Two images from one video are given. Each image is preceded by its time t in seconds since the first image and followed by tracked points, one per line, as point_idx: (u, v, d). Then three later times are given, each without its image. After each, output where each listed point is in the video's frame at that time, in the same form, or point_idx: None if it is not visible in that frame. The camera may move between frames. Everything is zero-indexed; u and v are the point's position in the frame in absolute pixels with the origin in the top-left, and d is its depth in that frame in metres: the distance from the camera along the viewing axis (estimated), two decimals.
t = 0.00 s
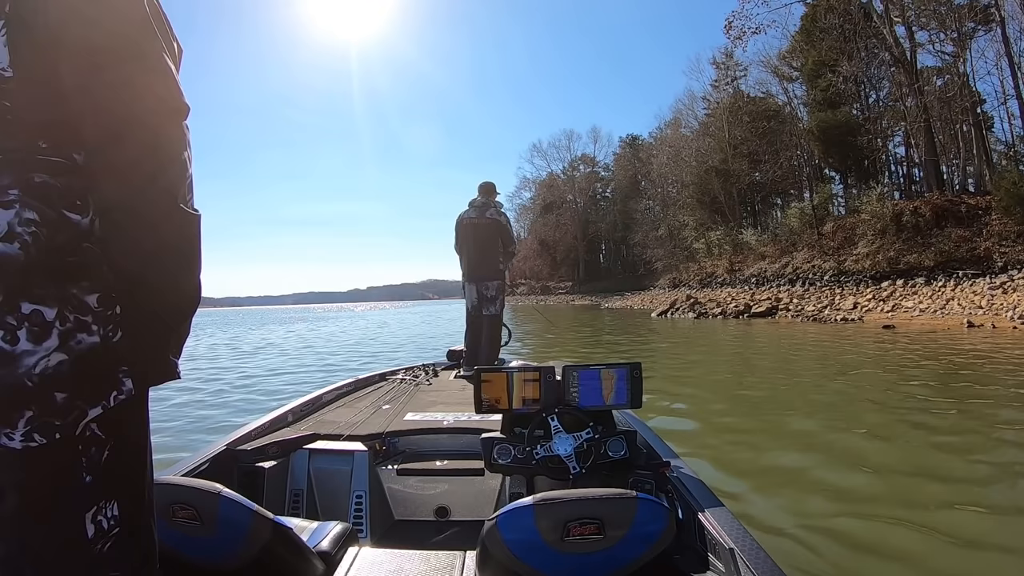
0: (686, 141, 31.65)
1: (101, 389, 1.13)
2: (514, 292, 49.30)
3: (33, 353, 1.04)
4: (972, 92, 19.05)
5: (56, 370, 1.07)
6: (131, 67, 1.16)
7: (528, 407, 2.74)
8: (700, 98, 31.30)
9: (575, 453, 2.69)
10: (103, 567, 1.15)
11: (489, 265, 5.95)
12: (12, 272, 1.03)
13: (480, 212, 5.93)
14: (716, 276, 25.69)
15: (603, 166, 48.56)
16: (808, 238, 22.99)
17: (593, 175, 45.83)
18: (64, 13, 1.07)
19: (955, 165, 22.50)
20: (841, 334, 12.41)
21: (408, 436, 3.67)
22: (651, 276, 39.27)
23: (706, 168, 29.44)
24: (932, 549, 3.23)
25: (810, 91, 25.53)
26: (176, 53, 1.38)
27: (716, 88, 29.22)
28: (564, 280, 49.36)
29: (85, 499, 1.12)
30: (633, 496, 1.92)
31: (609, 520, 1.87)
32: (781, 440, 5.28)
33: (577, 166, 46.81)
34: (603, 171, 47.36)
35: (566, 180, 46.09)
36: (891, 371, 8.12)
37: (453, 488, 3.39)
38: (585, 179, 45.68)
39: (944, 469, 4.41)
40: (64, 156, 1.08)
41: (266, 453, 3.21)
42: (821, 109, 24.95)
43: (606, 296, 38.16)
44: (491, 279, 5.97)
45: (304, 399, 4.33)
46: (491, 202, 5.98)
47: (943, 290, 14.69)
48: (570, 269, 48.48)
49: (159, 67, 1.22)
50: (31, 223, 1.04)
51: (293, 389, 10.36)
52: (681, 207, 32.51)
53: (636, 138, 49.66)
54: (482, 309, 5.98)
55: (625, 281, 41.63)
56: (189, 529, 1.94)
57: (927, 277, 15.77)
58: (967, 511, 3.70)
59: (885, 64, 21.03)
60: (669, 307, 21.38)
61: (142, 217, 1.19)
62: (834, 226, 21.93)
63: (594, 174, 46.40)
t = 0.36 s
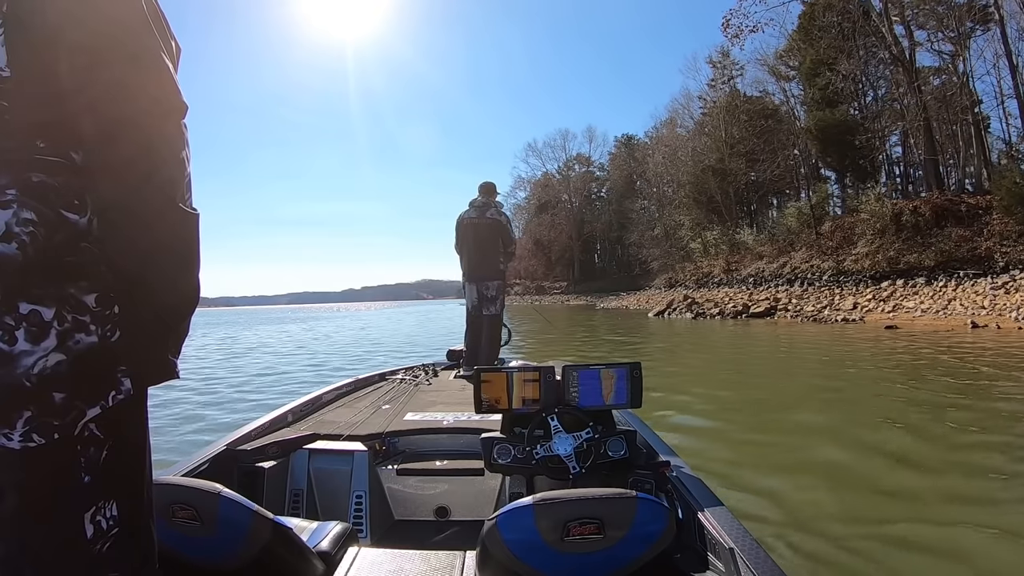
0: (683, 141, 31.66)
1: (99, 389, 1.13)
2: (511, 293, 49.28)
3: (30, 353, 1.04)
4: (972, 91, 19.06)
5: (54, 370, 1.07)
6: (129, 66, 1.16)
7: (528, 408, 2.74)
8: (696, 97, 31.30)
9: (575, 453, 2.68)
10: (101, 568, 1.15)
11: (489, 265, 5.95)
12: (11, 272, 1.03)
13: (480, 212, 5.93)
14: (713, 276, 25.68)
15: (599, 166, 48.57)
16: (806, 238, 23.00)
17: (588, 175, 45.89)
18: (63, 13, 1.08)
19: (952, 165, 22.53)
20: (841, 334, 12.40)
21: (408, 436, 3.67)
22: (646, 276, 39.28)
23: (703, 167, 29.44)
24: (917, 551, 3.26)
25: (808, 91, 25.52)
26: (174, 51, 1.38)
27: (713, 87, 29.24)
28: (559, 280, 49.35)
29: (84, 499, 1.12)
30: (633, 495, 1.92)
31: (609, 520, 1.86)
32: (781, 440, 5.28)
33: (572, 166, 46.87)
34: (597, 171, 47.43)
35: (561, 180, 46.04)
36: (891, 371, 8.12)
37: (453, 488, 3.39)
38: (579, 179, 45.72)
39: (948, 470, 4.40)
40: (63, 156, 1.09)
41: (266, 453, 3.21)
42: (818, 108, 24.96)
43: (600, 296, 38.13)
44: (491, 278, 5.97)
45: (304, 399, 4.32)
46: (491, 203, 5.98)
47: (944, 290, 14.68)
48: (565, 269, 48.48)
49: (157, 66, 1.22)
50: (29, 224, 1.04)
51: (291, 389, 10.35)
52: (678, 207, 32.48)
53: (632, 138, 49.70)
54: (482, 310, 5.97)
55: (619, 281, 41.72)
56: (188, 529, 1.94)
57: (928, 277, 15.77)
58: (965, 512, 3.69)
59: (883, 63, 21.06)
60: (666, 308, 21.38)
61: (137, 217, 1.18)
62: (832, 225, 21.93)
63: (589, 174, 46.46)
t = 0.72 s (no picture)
0: (681, 140, 31.64)
1: (96, 389, 1.13)
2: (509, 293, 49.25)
3: (27, 353, 1.04)
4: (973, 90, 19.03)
5: (51, 369, 1.07)
6: (124, 65, 1.16)
7: (528, 407, 2.74)
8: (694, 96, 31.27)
9: (575, 453, 2.68)
10: (99, 568, 1.15)
11: (489, 265, 5.94)
12: (8, 271, 1.03)
13: (481, 212, 5.92)
14: (710, 276, 25.65)
15: (595, 166, 48.56)
16: (804, 238, 22.99)
17: (584, 175, 45.89)
18: (59, 13, 1.08)
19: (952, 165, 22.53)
20: (842, 335, 12.38)
21: (408, 436, 3.66)
22: (643, 276, 39.27)
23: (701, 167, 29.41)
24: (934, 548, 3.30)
25: (806, 90, 25.46)
26: (170, 51, 1.38)
27: (710, 85, 29.28)
28: (555, 280, 49.33)
29: (83, 497, 1.12)
30: (633, 495, 1.91)
31: (610, 520, 1.86)
32: (782, 442, 5.27)
33: (568, 166, 46.80)
34: (593, 170, 47.44)
35: (557, 180, 46.00)
36: (892, 372, 8.11)
37: (453, 488, 3.39)
38: (576, 179, 45.72)
39: (950, 471, 4.40)
40: (59, 156, 1.09)
41: (266, 453, 3.21)
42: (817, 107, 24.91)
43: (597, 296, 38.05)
44: (491, 278, 5.96)
45: (304, 399, 4.32)
46: (491, 202, 5.97)
47: (947, 290, 14.66)
48: (561, 269, 48.46)
49: (153, 65, 1.22)
50: (25, 223, 1.04)
51: (288, 390, 10.35)
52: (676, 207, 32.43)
53: (628, 138, 49.66)
54: (482, 310, 5.97)
55: (615, 281, 41.77)
56: (188, 529, 1.93)
57: (929, 277, 15.75)
58: (969, 513, 3.70)
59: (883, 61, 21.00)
60: (664, 308, 21.36)
61: (131, 216, 1.18)
62: (832, 225, 21.92)
63: (585, 174, 46.46)
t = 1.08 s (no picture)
0: (680, 139, 31.64)
1: (94, 388, 1.13)
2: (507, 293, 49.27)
3: (25, 352, 1.04)
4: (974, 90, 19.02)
5: (49, 368, 1.07)
6: (127, 65, 1.16)
7: (528, 407, 2.75)
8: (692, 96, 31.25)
9: (575, 453, 2.68)
10: (98, 567, 1.15)
11: (489, 265, 5.93)
12: (8, 271, 1.03)
13: (480, 212, 5.92)
14: (710, 276, 25.63)
15: (592, 166, 48.60)
16: (805, 238, 22.97)
17: (580, 175, 45.90)
18: (59, 15, 1.09)
19: (953, 165, 22.52)
20: (843, 336, 12.37)
21: (408, 436, 3.66)
22: (641, 277, 39.21)
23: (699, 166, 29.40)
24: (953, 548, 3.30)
25: (806, 89, 25.43)
26: (167, 52, 1.38)
27: (709, 85, 29.27)
28: (553, 280, 49.30)
29: (81, 497, 1.12)
30: (633, 495, 1.91)
31: (609, 519, 1.86)
32: (784, 443, 5.26)
33: (565, 166, 46.73)
34: (591, 171, 47.47)
35: (553, 180, 45.94)
36: (892, 373, 8.10)
37: (453, 488, 3.40)
38: (573, 179, 45.71)
39: (951, 473, 4.39)
40: (56, 155, 1.08)
41: (266, 453, 3.21)
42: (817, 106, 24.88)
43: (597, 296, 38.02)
44: (491, 278, 5.96)
45: (304, 399, 4.32)
46: (491, 202, 5.97)
47: (950, 290, 14.65)
48: (559, 269, 48.44)
49: (153, 64, 1.22)
50: (23, 223, 1.05)
51: (286, 390, 10.34)
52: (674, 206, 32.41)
53: (625, 138, 49.71)
54: (482, 309, 5.97)
55: (612, 282, 41.83)
56: (189, 528, 1.94)
57: (931, 277, 15.74)
58: (969, 514, 3.71)
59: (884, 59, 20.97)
60: (663, 308, 21.36)
61: (128, 216, 1.18)
62: (832, 225, 21.93)
63: (582, 174, 46.45)
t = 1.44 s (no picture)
0: (679, 139, 31.65)
1: (96, 388, 1.13)
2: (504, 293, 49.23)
3: (25, 352, 1.04)
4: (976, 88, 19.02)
5: (51, 368, 1.07)
6: (123, 64, 1.15)
7: (528, 407, 2.75)
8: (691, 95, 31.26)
9: (575, 453, 2.68)
10: (98, 567, 1.15)
11: (489, 265, 5.93)
12: (10, 270, 1.03)
13: (480, 212, 5.92)
14: (709, 277, 25.62)
15: (590, 166, 48.68)
16: (805, 237, 22.97)
17: (577, 175, 45.88)
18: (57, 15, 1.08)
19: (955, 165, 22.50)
20: (843, 337, 12.36)
21: (408, 436, 3.66)
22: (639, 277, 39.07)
23: (698, 166, 29.42)
24: (962, 547, 3.30)
25: (807, 88, 25.47)
26: (167, 50, 1.38)
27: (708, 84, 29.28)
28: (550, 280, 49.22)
29: (80, 496, 1.12)
30: (633, 495, 1.90)
31: (609, 519, 1.86)
32: (783, 444, 5.27)
33: (563, 166, 46.65)
34: (587, 170, 47.47)
35: (551, 180, 45.91)
36: (893, 374, 8.10)
37: (453, 488, 3.40)
38: (570, 178, 45.69)
39: (950, 473, 4.41)
40: (56, 155, 1.09)
41: (266, 452, 3.21)
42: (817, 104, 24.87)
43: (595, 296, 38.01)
44: (491, 278, 5.96)
45: (304, 398, 4.33)
46: (491, 202, 5.98)
47: (954, 290, 14.64)
48: (555, 269, 48.31)
49: (151, 64, 1.21)
50: (23, 222, 1.05)
51: (284, 390, 10.32)
52: (673, 206, 32.41)
53: (623, 138, 49.77)
54: (482, 310, 5.97)
55: (609, 282, 41.83)
56: (189, 528, 1.94)
57: (934, 277, 15.74)
58: (970, 515, 3.70)
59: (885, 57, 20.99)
60: (663, 308, 21.34)
61: (128, 216, 1.18)
62: (834, 224, 21.95)
63: (579, 173, 46.41)
